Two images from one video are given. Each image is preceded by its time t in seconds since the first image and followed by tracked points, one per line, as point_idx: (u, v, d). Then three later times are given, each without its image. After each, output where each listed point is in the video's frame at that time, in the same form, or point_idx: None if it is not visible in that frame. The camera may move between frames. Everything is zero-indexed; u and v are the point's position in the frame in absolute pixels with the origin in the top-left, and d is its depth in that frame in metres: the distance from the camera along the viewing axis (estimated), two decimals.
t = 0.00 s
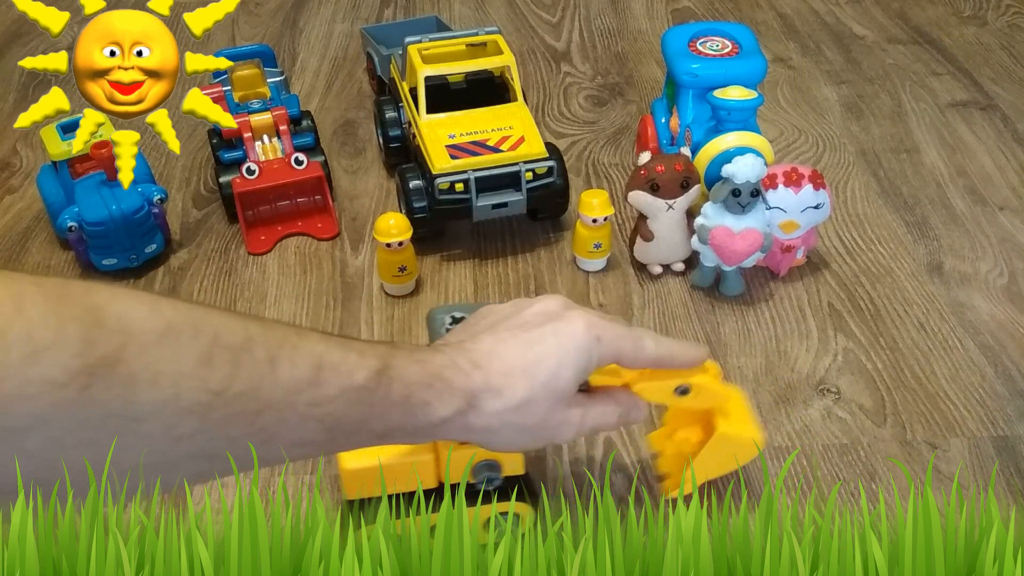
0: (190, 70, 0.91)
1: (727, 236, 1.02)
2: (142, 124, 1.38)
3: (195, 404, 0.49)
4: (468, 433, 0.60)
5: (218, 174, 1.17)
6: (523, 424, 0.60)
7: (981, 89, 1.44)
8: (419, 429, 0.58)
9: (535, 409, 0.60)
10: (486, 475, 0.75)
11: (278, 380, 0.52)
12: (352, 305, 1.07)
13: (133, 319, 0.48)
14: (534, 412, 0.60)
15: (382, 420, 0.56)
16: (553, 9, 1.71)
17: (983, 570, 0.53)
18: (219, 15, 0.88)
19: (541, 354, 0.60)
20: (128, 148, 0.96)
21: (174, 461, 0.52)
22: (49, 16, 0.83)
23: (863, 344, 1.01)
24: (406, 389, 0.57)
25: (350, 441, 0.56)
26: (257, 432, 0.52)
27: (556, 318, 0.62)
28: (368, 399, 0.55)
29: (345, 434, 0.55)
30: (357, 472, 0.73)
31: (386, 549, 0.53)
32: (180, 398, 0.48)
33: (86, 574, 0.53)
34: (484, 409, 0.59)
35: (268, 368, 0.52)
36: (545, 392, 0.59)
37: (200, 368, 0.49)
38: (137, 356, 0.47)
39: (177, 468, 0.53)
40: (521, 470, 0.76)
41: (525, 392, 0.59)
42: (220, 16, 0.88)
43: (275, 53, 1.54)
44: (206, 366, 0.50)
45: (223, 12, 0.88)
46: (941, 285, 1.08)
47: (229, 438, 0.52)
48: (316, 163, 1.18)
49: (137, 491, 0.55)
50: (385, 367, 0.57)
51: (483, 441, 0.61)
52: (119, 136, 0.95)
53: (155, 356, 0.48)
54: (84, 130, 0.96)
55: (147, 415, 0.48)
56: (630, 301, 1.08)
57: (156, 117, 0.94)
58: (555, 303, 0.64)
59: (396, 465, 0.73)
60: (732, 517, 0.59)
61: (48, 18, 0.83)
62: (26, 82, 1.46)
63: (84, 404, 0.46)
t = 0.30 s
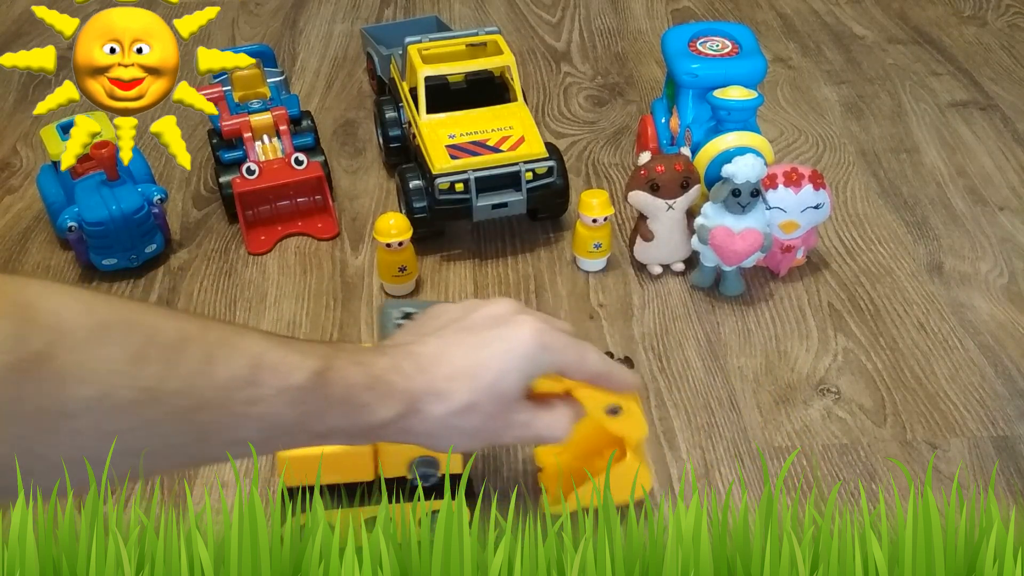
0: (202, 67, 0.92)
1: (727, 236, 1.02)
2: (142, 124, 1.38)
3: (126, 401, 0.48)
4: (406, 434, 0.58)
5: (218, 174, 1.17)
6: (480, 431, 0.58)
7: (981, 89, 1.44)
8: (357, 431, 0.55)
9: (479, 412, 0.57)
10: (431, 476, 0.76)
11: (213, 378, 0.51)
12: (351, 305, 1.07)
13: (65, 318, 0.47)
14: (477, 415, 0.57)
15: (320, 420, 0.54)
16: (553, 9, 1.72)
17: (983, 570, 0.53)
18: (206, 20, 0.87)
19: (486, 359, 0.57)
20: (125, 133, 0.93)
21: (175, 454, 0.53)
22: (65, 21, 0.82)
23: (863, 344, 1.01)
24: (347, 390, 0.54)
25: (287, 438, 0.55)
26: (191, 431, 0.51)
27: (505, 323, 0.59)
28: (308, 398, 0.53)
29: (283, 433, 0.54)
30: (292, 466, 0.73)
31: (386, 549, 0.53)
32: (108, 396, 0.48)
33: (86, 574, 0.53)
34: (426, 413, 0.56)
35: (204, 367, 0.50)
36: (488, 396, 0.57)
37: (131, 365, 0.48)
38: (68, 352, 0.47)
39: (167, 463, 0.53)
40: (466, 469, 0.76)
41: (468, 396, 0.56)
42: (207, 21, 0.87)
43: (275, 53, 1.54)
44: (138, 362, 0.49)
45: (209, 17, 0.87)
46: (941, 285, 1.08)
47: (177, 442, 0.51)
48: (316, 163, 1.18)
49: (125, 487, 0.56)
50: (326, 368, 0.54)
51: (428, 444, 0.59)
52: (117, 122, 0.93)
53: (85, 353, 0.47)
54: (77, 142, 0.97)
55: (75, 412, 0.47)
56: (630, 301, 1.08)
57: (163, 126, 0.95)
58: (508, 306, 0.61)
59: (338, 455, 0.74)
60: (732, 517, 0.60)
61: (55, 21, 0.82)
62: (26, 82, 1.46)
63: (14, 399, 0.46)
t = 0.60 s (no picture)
0: (190, 66, 0.90)
1: (727, 236, 1.02)
2: (142, 124, 1.38)
3: (53, 398, 0.48)
4: (349, 434, 0.58)
5: (218, 174, 1.17)
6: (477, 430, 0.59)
7: (981, 89, 1.44)
8: (297, 429, 0.56)
9: (420, 408, 0.58)
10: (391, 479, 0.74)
11: (144, 375, 0.51)
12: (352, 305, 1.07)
13: None
14: (420, 412, 0.58)
15: (255, 419, 0.54)
16: (553, 9, 1.71)
17: (983, 570, 0.53)
18: (220, 10, 0.85)
19: (429, 353, 0.58)
20: (127, 149, 0.93)
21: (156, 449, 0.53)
22: (53, 12, 0.81)
23: (863, 344, 1.01)
24: (284, 389, 0.55)
25: (221, 438, 0.55)
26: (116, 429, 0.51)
27: (448, 317, 0.60)
28: (243, 398, 0.54)
29: (215, 431, 0.54)
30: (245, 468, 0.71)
31: (386, 549, 0.53)
32: (35, 392, 0.48)
33: (86, 574, 0.53)
34: (368, 411, 0.57)
35: (133, 367, 0.51)
36: (431, 391, 0.58)
37: (57, 361, 0.48)
38: None
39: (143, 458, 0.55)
40: (426, 468, 0.74)
41: (411, 391, 0.57)
42: (221, 11, 0.85)
43: (275, 53, 1.54)
44: (64, 360, 0.49)
45: (224, 7, 0.85)
46: (941, 285, 1.08)
47: (104, 437, 0.51)
48: (316, 163, 1.18)
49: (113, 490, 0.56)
50: (262, 365, 0.55)
51: (370, 441, 0.59)
52: (118, 131, 0.92)
53: (11, 349, 0.47)
54: (84, 126, 0.93)
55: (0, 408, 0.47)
56: (630, 301, 1.08)
57: (156, 113, 0.92)
58: (453, 303, 0.63)
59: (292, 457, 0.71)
60: (732, 518, 0.60)
61: (43, 12, 0.81)
62: (26, 82, 1.46)
63: None
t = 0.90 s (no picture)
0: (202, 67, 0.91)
1: (727, 236, 1.02)
2: (142, 124, 1.38)
3: None
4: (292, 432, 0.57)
5: (218, 174, 1.17)
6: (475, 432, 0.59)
7: (981, 89, 1.44)
8: (237, 427, 0.56)
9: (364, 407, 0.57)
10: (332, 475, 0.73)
11: (75, 372, 0.52)
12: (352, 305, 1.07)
13: None
14: (360, 411, 0.57)
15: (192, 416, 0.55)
16: (554, 9, 1.71)
17: (983, 570, 0.53)
18: (205, 20, 0.85)
19: (370, 353, 0.57)
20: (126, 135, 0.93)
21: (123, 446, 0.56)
22: (65, 21, 0.80)
23: (863, 345, 1.01)
24: (222, 386, 0.55)
25: (156, 434, 0.56)
26: (54, 422, 0.53)
27: (393, 316, 0.58)
28: (177, 395, 0.54)
29: (152, 427, 0.55)
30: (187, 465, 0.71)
31: (386, 548, 0.53)
32: None
33: (86, 574, 0.53)
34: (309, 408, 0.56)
35: (65, 362, 0.52)
36: (373, 390, 0.57)
37: None
38: None
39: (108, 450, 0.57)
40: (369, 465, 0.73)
41: (353, 390, 0.56)
42: (207, 20, 0.85)
43: (275, 53, 1.54)
44: None
45: (208, 17, 0.85)
46: (941, 285, 1.08)
47: (42, 433, 0.53)
48: (316, 163, 1.18)
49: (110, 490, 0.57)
50: (199, 364, 0.55)
51: (310, 437, 0.58)
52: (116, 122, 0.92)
53: None
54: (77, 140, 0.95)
55: None
56: (631, 301, 1.08)
57: (163, 126, 0.94)
58: (398, 301, 0.61)
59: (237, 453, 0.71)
60: (732, 518, 0.60)
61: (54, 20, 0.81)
62: (26, 82, 1.46)
63: None
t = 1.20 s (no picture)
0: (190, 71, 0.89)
1: (727, 236, 1.02)
2: (142, 124, 1.38)
3: None
4: (263, 433, 0.61)
5: (218, 174, 1.17)
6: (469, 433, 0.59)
7: (981, 89, 1.44)
8: (206, 428, 0.59)
9: (333, 407, 0.60)
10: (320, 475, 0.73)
11: (44, 372, 0.54)
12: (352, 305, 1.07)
13: None
14: (331, 411, 0.60)
15: (162, 416, 0.58)
16: (554, 9, 1.72)
17: (983, 570, 0.53)
18: (220, 14, 0.85)
19: (340, 353, 0.60)
20: (127, 152, 0.93)
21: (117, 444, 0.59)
22: (52, 17, 0.80)
23: (863, 344, 1.01)
24: (191, 388, 0.59)
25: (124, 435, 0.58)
26: (24, 422, 0.55)
27: (362, 315, 0.61)
28: (147, 396, 0.57)
29: (119, 427, 0.58)
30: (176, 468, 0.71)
31: (386, 548, 0.53)
32: None
33: (86, 574, 0.53)
34: (278, 410, 0.60)
35: (32, 362, 0.54)
36: (342, 389, 0.60)
37: None
38: None
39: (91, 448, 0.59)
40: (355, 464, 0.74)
41: (322, 390, 0.60)
42: (220, 15, 0.85)
43: (275, 53, 1.54)
44: None
45: (224, 11, 0.85)
46: (942, 285, 1.08)
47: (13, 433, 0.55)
48: (316, 163, 1.18)
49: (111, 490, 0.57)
50: (168, 365, 0.58)
51: (284, 439, 0.62)
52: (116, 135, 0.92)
53: None
54: (85, 130, 0.94)
55: None
56: (631, 301, 1.08)
57: (155, 117, 0.92)
58: (371, 299, 0.63)
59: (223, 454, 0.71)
60: (732, 518, 0.60)
61: (41, 14, 0.81)
62: (26, 82, 1.46)
63: None
